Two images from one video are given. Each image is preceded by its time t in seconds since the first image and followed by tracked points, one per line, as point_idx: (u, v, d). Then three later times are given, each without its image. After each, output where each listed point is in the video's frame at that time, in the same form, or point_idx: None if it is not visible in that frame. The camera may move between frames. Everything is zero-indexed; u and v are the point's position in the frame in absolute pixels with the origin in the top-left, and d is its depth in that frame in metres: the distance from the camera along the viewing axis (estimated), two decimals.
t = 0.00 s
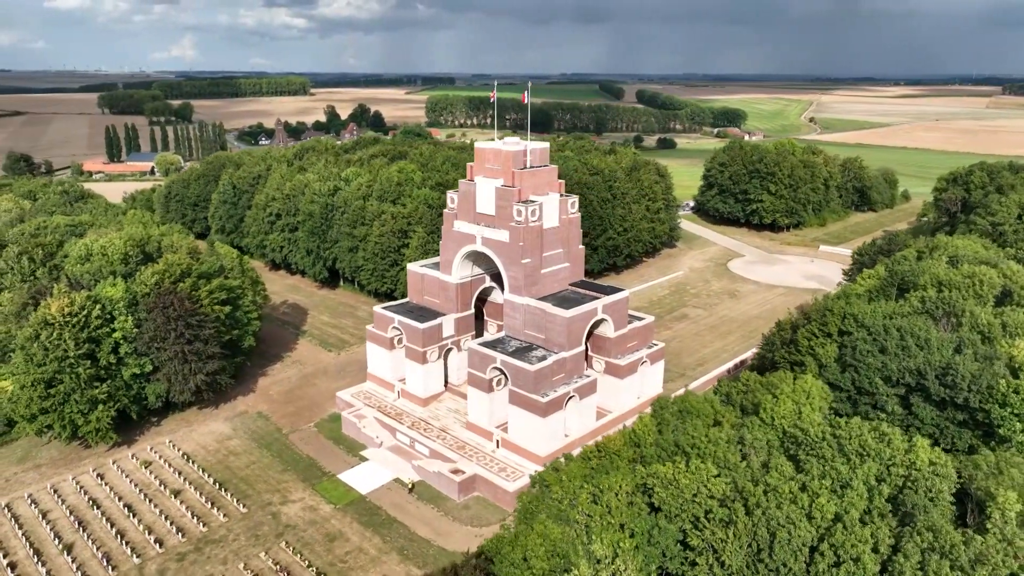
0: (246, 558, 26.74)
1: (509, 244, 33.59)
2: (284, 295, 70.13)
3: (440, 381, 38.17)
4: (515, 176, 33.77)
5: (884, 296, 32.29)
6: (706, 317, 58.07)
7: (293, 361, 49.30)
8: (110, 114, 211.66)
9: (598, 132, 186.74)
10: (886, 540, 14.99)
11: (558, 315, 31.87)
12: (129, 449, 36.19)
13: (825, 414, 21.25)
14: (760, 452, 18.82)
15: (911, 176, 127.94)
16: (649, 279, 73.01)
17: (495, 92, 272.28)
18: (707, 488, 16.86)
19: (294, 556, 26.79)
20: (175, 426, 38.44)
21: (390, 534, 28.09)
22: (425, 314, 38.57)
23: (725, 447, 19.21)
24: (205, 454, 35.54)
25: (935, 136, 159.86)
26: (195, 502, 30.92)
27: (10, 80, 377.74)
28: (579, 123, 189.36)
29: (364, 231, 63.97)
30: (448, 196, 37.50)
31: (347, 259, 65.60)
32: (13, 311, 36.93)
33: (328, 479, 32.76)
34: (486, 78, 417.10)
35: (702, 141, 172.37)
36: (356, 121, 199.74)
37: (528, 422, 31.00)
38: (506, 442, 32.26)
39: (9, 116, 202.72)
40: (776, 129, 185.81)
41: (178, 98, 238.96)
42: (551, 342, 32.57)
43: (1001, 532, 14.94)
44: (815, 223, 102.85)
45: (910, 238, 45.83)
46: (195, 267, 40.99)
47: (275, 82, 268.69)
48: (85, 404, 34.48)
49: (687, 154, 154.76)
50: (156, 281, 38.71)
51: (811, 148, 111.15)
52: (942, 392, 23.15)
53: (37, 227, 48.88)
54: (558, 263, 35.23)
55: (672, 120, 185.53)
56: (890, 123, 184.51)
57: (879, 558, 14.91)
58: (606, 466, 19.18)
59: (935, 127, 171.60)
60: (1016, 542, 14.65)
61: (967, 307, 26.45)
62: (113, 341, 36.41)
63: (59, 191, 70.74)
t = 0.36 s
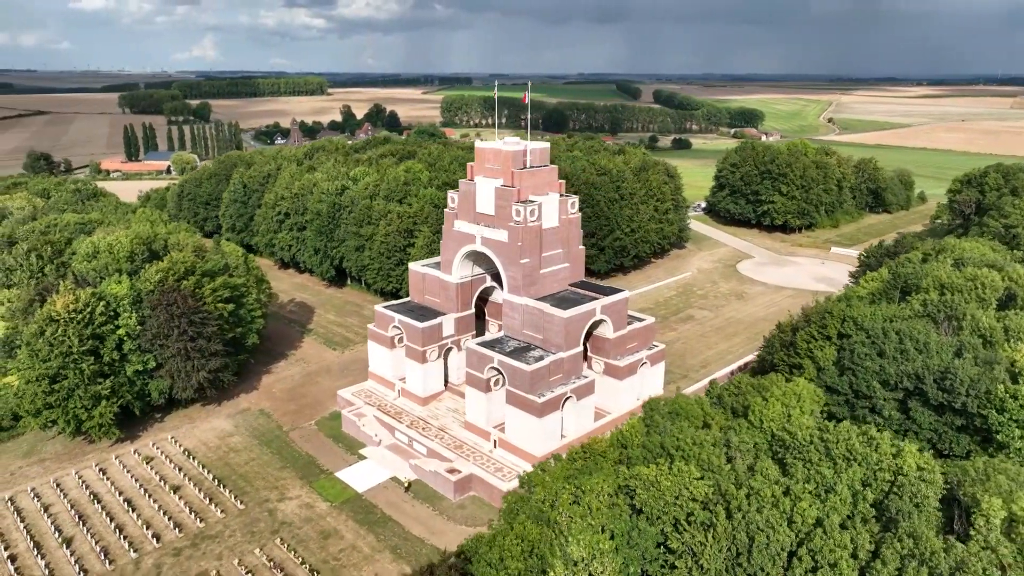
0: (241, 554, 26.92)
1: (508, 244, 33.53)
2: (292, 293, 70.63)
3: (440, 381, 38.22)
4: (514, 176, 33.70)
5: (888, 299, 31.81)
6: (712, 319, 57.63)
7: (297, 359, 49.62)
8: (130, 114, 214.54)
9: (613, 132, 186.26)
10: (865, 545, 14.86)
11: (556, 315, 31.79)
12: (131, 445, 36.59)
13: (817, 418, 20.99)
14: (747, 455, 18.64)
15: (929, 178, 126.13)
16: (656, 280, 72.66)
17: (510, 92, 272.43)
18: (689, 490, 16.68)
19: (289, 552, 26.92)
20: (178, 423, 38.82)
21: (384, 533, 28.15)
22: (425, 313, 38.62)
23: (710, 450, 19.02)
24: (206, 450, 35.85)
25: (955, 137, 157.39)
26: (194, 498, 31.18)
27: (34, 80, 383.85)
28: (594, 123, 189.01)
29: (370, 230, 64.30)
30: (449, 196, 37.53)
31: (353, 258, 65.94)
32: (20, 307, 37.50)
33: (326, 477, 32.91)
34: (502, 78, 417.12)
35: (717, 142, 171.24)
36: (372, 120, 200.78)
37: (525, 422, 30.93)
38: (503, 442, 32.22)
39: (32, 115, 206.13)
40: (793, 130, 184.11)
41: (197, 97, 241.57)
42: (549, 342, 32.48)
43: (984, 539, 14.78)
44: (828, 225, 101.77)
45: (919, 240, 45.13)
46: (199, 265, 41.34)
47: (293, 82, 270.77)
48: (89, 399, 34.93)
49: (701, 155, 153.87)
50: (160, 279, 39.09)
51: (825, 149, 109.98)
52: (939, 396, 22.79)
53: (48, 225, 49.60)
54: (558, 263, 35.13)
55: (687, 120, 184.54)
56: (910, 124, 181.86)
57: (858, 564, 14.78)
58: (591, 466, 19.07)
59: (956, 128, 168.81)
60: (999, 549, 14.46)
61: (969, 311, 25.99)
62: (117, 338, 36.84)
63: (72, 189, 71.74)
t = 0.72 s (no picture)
0: (235, 550, 27.12)
1: (507, 244, 33.48)
2: (300, 291, 71.20)
3: (440, 380, 38.27)
4: (513, 176, 33.60)
5: (891, 302, 31.34)
6: (718, 321, 57.16)
7: (302, 356, 49.95)
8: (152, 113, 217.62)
9: (630, 132, 185.66)
10: (840, 551, 14.86)
11: (553, 315, 31.71)
12: (134, 440, 37.05)
13: (806, 422, 20.79)
14: (731, 458, 18.49)
15: (948, 179, 124.09)
16: (664, 281, 72.25)
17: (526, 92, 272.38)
18: (669, 491, 16.53)
19: (282, 549, 27.07)
20: (181, 419, 39.23)
21: (378, 531, 28.23)
22: (426, 313, 38.68)
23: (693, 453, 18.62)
24: (207, 446, 36.20)
25: (978, 139, 154.70)
26: (192, 494, 31.49)
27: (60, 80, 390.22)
28: (611, 124, 188.34)
29: (377, 229, 64.64)
30: (449, 195, 37.53)
31: (360, 257, 66.31)
32: (28, 303, 38.15)
33: (324, 474, 33.09)
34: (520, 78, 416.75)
35: (734, 142, 169.97)
36: (388, 120, 201.80)
37: (521, 422, 30.85)
38: (500, 442, 32.26)
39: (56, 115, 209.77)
40: (812, 130, 182.11)
41: (217, 97, 244.37)
42: (546, 343, 32.39)
43: (964, 547, 14.78)
44: (842, 226, 100.56)
45: (927, 242, 44.38)
46: (204, 263, 41.74)
47: (312, 82, 272.73)
48: (92, 395, 35.41)
49: (717, 155, 152.80)
50: (165, 276, 39.53)
51: (839, 150, 108.68)
52: (937, 402, 22.42)
53: (59, 222, 50.40)
54: (557, 264, 35.04)
55: (704, 120, 183.34)
56: (932, 125, 178.99)
57: (834, 569, 14.75)
58: (574, 466, 18.97)
59: (979, 129, 165.91)
60: (978, 558, 14.38)
61: (970, 315, 25.53)
62: (121, 335, 37.31)
63: (86, 187, 72.83)
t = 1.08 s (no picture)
0: (230, 545, 27.35)
1: (505, 244, 33.44)
2: (309, 290, 71.71)
3: (440, 379, 38.31)
4: (512, 176, 33.52)
5: (893, 304, 30.89)
6: (725, 322, 56.66)
7: (306, 354, 50.29)
8: (172, 113, 220.50)
9: (647, 132, 184.95)
10: (815, 557, 14.70)
11: (550, 315, 31.63)
12: (137, 435, 37.51)
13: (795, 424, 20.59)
14: (714, 461, 18.42)
15: (968, 181, 121.93)
16: (672, 283, 71.79)
17: (542, 92, 272.25)
18: (647, 493, 16.51)
19: (276, 545, 27.27)
20: (184, 415, 39.65)
21: (371, 529, 28.34)
22: (426, 312, 38.75)
23: (676, 455, 18.64)
24: (209, 443, 36.56)
25: (1002, 140, 151.81)
26: (191, 489, 31.82)
27: (85, 81, 396.81)
28: (628, 124, 188.15)
29: (384, 229, 64.96)
30: (450, 195, 37.56)
31: (367, 256, 66.64)
32: (36, 299, 38.86)
33: (321, 472, 33.29)
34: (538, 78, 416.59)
35: (750, 143, 168.62)
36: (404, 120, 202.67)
37: (516, 422, 30.80)
38: (496, 442, 32.23)
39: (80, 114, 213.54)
40: (832, 131, 179.98)
41: (236, 97, 247.15)
42: (543, 343, 32.31)
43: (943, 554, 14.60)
44: (856, 228, 99.25)
45: (937, 245, 43.61)
46: (209, 261, 42.17)
47: (331, 82, 274.86)
48: (96, 390, 35.90)
49: (732, 156, 151.74)
50: (169, 274, 39.98)
51: (854, 150, 107.26)
52: (933, 406, 21.99)
53: (70, 220, 51.25)
54: (556, 264, 34.97)
55: (722, 120, 182.00)
56: (955, 126, 175.91)
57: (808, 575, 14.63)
58: (558, 465, 18.96)
59: (1002, 129, 162.84)
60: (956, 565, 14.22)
61: (971, 318, 25.06)
62: (126, 331, 37.80)
63: (100, 185, 73.93)
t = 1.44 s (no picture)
0: (225, 541, 27.58)
1: (504, 244, 33.40)
2: (317, 288, 72.21)
3: (440, 378, 38.37)
4: (511, 176, 33.46)
5: (896, 308, 30.46)
6: (731, 324, 56.23)
7: (311, 352, 50.63)
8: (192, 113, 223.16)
9: (664, 132, 184.12)
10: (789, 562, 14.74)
11: (547, 316, 31.57)
12: (141, 431, 37.96)
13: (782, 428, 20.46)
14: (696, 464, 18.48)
15: (988, 183, 119.89)
16: (680, 284, 71.39)
17: (559, 92, 271.95)
18: (625, 495, 16.53)
19: (271, 541, 27.45)
20: (187, 411, 40.08)
21: (366, 526, 28.44)
22: (427, 311, 38.82)
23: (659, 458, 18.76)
24: (210, 439, 36.91)
25: None
26: (191, 485, 32.16)
27: (114, 81, 404.63)
28: (645, 124, 187.68)
29: (391, 228, 65.34)
30: (450, 194, 37.57)
31: (374, 255, 66.97)
32: (44, 295, 39.48)
33: (320, 469, 33.48)
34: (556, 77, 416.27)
35: (767, 143, 167.19)
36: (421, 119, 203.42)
37: (512, 422, 30.74)
38: (493, 442, 32.18)
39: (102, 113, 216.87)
40: (851, 132, 177.95)
41: (254, 96, 249.69)
42: (541, 343, 32.23)
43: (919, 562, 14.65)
44: (870, 230, 98.02)
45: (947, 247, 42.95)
46: (213, 259, 42.62)
47: (350, 82, 276.77)
48: (101, 385, 36.40)
49: (748, 156, 150.57)
50: (174, 272, 40.43)
51: (870, 151, 105.91)
52: (929, 411, 21.64)
53: (81, 218, 52.07)
54: (556, 264, 34.90)
55: (740, 120, 180.62)
56: (978, 127, 173.02)
57: None
58: (542, 464, 18.93)
59: None
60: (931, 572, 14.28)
61: (970, 321, 24.64)
62: (130, 328, 38.28)
63: (114, 184, 75.00)
